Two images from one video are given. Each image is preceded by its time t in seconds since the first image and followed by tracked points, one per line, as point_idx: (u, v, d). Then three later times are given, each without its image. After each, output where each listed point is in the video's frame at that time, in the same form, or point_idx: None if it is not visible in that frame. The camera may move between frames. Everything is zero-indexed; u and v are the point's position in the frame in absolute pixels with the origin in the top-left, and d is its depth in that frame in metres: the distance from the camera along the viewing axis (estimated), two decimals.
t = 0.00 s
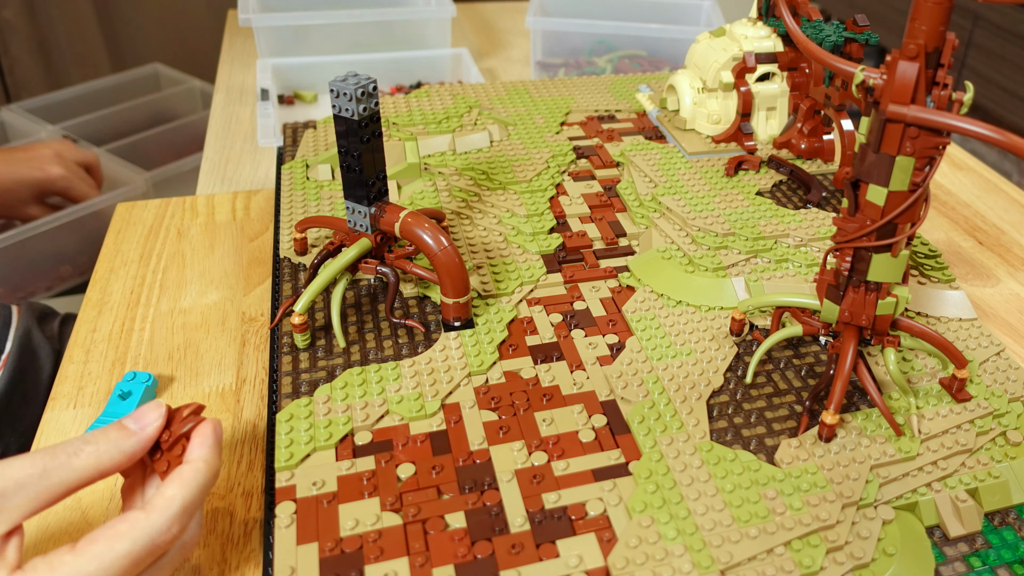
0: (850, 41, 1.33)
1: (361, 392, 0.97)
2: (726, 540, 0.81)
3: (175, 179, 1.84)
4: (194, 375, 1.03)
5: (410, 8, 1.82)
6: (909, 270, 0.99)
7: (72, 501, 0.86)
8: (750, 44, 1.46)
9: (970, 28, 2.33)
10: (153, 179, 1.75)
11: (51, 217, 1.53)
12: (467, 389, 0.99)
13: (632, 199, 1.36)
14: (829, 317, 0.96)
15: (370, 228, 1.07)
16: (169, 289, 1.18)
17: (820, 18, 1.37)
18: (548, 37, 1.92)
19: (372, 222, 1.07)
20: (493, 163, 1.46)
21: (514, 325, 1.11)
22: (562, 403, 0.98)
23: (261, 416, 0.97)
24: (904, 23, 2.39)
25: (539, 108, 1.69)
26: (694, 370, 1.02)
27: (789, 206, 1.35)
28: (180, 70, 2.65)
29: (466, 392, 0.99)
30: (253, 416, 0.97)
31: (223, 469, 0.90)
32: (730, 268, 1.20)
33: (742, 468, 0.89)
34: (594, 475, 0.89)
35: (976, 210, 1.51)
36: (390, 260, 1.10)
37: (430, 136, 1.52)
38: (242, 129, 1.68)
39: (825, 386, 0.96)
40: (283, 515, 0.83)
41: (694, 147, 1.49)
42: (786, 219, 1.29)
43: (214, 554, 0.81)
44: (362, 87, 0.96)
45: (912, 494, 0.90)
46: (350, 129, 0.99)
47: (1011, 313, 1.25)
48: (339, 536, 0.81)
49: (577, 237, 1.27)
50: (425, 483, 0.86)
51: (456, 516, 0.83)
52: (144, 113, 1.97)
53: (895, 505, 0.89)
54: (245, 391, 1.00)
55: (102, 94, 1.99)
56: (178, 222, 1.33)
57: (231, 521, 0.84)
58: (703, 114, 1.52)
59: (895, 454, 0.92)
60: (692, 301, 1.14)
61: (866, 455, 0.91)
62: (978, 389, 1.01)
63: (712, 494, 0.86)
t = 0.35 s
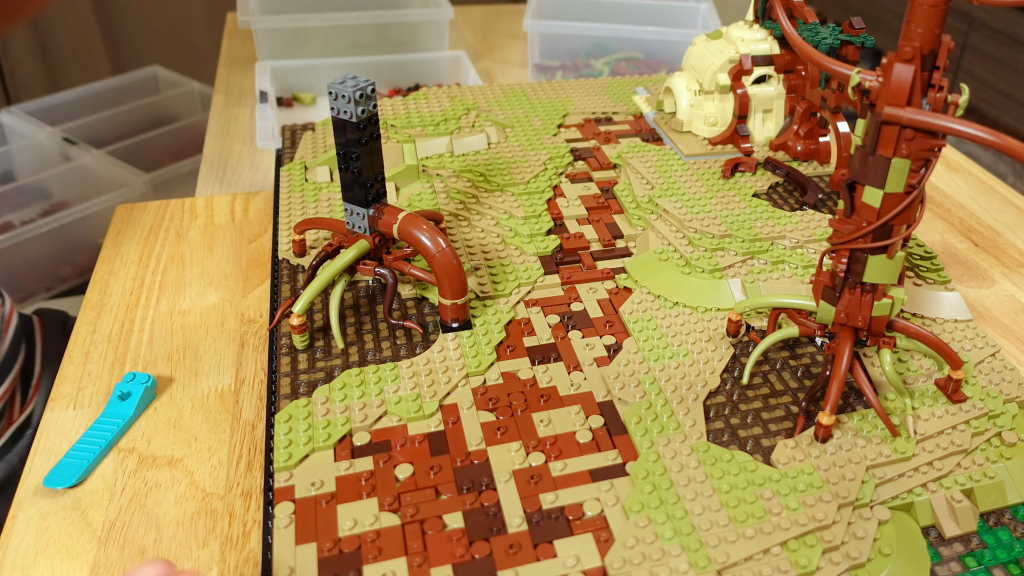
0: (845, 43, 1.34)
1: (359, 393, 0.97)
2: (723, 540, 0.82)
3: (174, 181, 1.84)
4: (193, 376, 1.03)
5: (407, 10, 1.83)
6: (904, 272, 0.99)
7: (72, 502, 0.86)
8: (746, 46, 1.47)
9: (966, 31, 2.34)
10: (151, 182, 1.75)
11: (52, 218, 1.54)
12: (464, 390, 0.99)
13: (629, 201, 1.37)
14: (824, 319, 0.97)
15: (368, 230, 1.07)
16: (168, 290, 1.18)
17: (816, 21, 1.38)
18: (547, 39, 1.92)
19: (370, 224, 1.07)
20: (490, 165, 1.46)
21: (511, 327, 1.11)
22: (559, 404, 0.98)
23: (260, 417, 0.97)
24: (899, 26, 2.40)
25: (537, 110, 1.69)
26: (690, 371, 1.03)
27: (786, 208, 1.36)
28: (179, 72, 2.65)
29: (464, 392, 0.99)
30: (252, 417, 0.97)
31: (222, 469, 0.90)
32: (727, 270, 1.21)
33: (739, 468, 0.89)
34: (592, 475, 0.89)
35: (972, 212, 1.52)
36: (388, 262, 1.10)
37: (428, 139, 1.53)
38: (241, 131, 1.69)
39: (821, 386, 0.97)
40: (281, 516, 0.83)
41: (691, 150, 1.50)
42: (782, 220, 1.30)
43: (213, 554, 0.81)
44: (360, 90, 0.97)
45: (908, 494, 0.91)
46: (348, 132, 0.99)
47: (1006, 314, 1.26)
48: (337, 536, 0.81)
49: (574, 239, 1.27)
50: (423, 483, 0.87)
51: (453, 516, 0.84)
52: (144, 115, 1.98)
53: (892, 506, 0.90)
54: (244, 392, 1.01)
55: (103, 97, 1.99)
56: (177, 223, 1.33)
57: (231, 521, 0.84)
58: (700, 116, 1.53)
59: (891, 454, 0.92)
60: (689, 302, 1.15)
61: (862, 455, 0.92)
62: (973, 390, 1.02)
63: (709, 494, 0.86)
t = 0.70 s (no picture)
0: (841, 46, 1.35)
1: (358, 394, 0.98)
2: (720, 540, 0.82)
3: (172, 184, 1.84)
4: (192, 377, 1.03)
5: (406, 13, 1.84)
6: (900, 273, 1.00)
7: (71, 502, 0.86)
8: (742, 49, 1.47)
9: (961, 34, 2.36)
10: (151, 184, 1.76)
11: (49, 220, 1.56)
12: (462, 391, 1.00)
13: (626, 203, 1.37)
14: (821, 320, 0.97)
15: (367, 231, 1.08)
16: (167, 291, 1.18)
17: (812, 24, 1.38)
18: (543, 43, 1.93)
19: (369, 225, 1.08)
20: (488, 167, 1.47)
21: (509, 328, 1.12)
22: (556, 405, 0.99)
23: (259, 417, 0.98)
24: (895, 29, 2.41)
25: (534, 112, 1.70)
26: (687, 372, 1.03)
27: (782, 210, 1.36)
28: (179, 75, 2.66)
29: (462, 393, 1.00)
30: (251, 417, 0.98)
31: (221, 470, 0.91)
32: (723, 271, 1.21)
33: (735, 469, 0.90)
34: (589, 476, 0.90)
35: (967, 214, 1.53)
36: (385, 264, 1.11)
37: (425, 140, 1.53)
38: (240, 133, 1.69)
39: (817, 388, 0.97)
40: (280, 517, 0.83)
41: (688, 152, 1.50)
42: (778, 222, 1.31)
43: (211, 554, 0.81)
44: (359, 92, 0.97)
45: (903, 495, 0.91)
46: (347, 134, 1.00)
47: (1001, 316, 1.27)
48: (335, 536, 0.82)
49: (571, 240, 1.28)
50: (421, 484, 0.87)
51: (452, 516, 0.84)
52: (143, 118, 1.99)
53: (887, 506, 0.90)
54: (243, 393, 1.01)
55: (102, 100, 2.00)
56: (177, 225, 1.34)
57: (229, 522, 0.85)
58: (697, 118, 1.54)
59: (886, 455, 0.93)
60: (686, 304, 1.15)
61: (858, 456, 0.92)
62: (968, 391, 1.02)
63: (705, 495, 0.87)
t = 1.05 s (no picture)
0: (838, 48, 1.36)
1: (356, 395, 0.98)
2: (716, 541, 0.83)
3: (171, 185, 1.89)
4: (192, 378, 1.04)
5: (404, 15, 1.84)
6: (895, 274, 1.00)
7: (71, 502, 0.87)
8: (739, 52, 1.48)
9: (957, 36, 2.37)
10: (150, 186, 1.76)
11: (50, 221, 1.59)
12: (460, 392, 1.00)
13: (623, 205, 1.38)
14: (817, 321, 0.98)
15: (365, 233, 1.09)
16: (167, 293, 1.19)
17: (808, 27, 1.39)
18: (541, 45, 1.94)
19: (367, 227, 1.08)
20: (486, 169, 1.47)
21: (506, 329, 1.12)
22: (554, 405, 0.99)
23: (258, 418, 0.98)
24: (891, 32, 2.43)
25: (530, 115, 1.70)
26: (684, 373, 1.04)
27: (778, 211, 1.37)
28: (178, 78, 2.67)
29: (460, 395, 1.00)
30: (249, 418, 0.98)
31: (219, 470, 0.91)
32: (720, 273, 1.22)
33: (731, 470, 0.90)
34: (586, 476, 0.90)
35: (963, 216, 1.53)
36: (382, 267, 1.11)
37: (423, 142, 1.54)
38: (238, 135, 1.70)
39: (813, 389, 0.98)
40: (279, 517, 0.84)
41: (684, 154, 1.51)
42: (774, 224, 1.31)
43: (210, 554, 0.82)
44: (357, 94, 0.98)
45: (899, 495, 0.92)
46: (345, 137, 1.00)
47: (997, 317, 1.28)
48: (334, 536, 0.82)
49: (569, 242, 1.29)
50: (419, 484, 0.88)
51: (449, 517, 0.85)
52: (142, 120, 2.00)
53: (883, 507, 0.91)
54: (242, 394, 1.02)
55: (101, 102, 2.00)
56: (176, 227, 1.34)
57: (228, 522, 0.85)
58: (694, 120, 1.55)
59: (882, 456, 0.94)
60: (683, 305, 1.16)
61: (854, 456, 0.93)
62: (963, 392, 1.03)
63: (702, 495, 0.87)
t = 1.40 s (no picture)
0: (834, 51, 1.36)
1: (355, 395, 0.99)
2: (713, 541, 0.83)
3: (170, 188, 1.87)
4: (192, 378, 1.04)
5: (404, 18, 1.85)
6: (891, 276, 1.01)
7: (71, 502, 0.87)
8: (736, 54, 1.49)
9: (952, 39, 2.38)
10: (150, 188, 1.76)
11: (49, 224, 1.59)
12: (459, 393, 1.01)
13: (620, 206, 1.39)
14: (813, 323, 0.99)
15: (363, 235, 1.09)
16: (167, 294, 1.19)
17: (805, 29, 1.40)
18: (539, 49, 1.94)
19: (365, 229, 1.09)
20: (484, 171, 1.48)
21: (504, 330, 1.13)
22: (552, 406, 1.00)
23: (257, 420, 0.98)
24: (886, 35, 2.44)
25: (528, 117, 1.71)
26: (681, 374, 1.04)
27: (775, 213, 1.38)
28: (178, 80, 2.67)
29: (458, 395, 1.01)
30: (249, 420, 0.99)
31: (218, 471, 0.91)
32: (717, 274, 1.23)
33: (728, 470, 0.91)
34: (584, 476, 0.91)
35: (958, 217, 1.54)
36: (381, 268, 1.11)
37: (422, 144, 1.54)
38: (237, 138, 1.70)
39: (810, 390, 0.99)
40: (278, 517, 0.84)
41: (681, 156, 1.52)
42: (771, 226, 1.32)
43: (209, 555, 0.82)
44: (356, 97, 0.98)
45: (895, 496, 0.92)
46: (343, 138, 1.01)
47: (992, 318, 1.29)
48: (332, 536, 0.82)
49: (567, 244, 1.29)
50: (417, 485, 0.88)
51: (448, 517, 0.85)
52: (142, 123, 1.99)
53: (879, 507, 0.91)
54: (241, 395, 1.02)
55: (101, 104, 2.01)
56: (175, 228, 1.34)
57: (227, 522, 0.86)
58: (690, 122, 1.55)
59: (878, 456, 0.94)
60: (680, 306, 1.16)
61: (850, 457, 0.94)
62: (959, 393, 1.04)
63: (699, 495, 0.88)
